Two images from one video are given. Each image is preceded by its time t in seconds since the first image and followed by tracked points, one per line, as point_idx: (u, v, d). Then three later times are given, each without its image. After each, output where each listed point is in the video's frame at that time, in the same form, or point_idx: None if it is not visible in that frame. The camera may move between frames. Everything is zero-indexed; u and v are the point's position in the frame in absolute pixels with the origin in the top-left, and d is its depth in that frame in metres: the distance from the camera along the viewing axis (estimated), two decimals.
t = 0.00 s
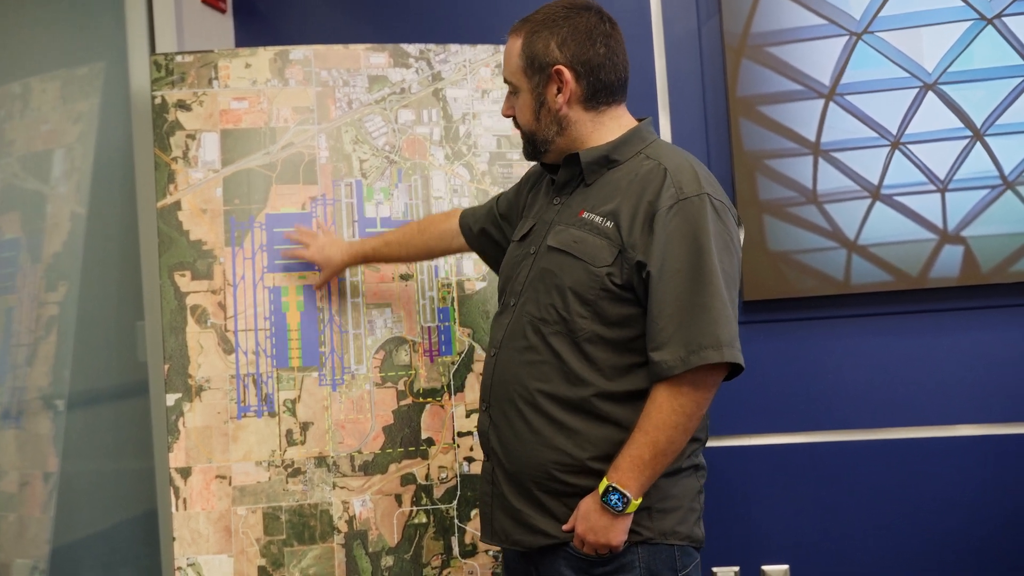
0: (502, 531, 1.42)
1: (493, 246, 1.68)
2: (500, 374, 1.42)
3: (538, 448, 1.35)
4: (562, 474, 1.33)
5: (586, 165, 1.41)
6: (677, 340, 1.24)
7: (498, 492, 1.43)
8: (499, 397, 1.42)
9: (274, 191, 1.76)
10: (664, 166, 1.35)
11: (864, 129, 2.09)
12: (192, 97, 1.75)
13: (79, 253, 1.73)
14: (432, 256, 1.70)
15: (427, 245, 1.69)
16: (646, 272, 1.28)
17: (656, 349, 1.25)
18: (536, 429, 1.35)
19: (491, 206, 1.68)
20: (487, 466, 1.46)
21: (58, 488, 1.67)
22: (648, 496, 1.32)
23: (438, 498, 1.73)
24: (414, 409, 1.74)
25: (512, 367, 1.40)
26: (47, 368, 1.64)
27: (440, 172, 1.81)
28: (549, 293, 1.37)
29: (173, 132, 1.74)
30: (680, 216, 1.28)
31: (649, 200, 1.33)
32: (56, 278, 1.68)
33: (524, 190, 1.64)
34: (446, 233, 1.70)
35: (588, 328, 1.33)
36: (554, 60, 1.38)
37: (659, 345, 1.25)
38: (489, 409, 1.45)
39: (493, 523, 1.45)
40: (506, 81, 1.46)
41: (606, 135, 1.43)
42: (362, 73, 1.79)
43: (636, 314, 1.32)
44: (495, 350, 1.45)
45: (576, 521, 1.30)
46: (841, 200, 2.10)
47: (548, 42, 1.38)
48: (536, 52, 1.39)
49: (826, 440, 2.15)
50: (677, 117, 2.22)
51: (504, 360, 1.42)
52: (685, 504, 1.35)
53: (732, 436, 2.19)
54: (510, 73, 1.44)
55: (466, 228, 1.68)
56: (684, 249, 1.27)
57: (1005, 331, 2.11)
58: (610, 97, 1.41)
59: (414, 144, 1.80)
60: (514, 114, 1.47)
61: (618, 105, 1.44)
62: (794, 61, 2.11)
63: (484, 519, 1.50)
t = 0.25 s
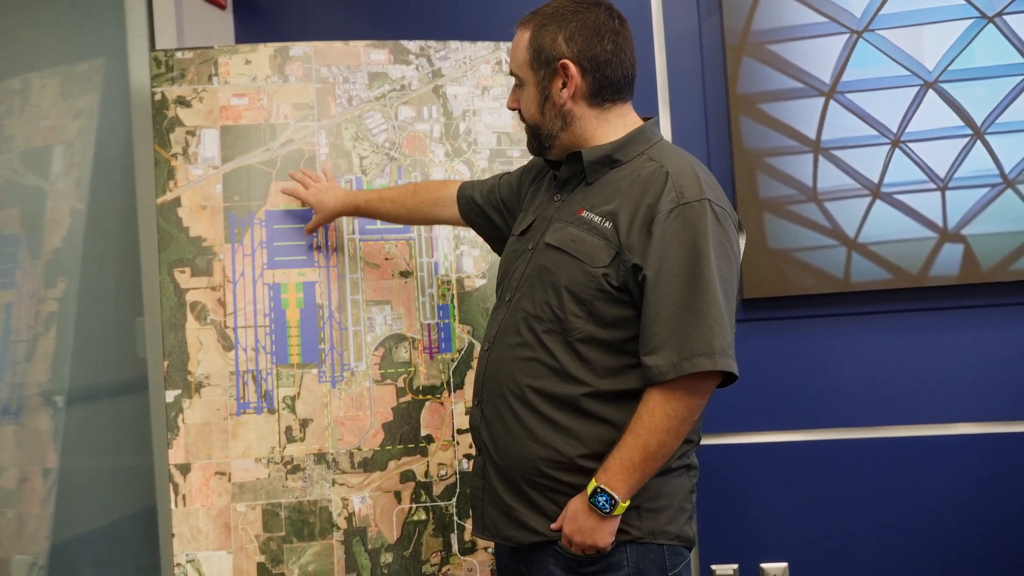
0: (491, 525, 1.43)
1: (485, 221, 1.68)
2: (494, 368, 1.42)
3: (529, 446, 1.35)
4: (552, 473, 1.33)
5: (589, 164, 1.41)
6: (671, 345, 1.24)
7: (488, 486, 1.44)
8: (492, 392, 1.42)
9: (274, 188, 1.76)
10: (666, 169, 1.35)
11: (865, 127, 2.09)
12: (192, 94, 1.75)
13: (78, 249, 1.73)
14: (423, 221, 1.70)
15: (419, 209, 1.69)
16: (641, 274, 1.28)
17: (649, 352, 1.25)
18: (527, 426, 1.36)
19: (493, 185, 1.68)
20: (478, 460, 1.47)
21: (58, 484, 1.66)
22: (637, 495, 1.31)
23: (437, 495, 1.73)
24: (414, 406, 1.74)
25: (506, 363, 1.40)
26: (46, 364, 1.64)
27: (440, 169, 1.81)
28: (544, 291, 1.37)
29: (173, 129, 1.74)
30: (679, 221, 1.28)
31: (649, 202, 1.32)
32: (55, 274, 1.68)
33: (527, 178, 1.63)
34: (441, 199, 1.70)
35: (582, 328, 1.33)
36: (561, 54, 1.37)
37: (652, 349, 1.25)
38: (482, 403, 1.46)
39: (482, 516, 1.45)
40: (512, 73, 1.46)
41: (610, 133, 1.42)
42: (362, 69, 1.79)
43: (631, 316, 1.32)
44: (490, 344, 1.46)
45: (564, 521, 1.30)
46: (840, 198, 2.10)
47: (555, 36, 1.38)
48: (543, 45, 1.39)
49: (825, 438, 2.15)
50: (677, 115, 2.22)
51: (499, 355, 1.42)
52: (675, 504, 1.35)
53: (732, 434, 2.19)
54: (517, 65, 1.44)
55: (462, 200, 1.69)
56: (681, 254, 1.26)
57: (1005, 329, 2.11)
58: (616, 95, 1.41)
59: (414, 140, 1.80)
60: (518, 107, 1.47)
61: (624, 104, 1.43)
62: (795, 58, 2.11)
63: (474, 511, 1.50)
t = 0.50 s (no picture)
0: (490, 525, 1.42)
1: (472, 222, 1.68)
2: (491, 368, 1.42)
3: (528, 444, 1.35)
4: (553, 471, 1.33)
5: (585, 162, 1.41)
6: (673, 342, 1.24)
7: (487, 486, 1.43)
8: (490, 391, 1.41)
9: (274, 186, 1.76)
10: (664, 167, 1.35)
11: (865, 128, 2.09)
12: (192, 91, 1.75)
13: (78, 246, 1.72)
14: (408, 222, 1.70)
15: (404, 210, 1.69)
16: (643, 272, 1.28)
17: (652, 349, 1.26)
18: (527, 425, 1.35)
19: (482, 186, 1.68)
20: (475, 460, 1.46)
21: (57, 482, 1.66)
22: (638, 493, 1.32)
23: (437, 494, 1.73)
24: (413, 405, 1.74)
25: (503, 362, 1.39)
26: (45, 362, 1.64)
27: (440, 168, 1.81)
28: (543, 289, 1.37)
29: (173, 127, 1.74)
30: (679, 218, 1.28)
31: (648, 200, 1.33)
32: (55, 271, 1.67)
33: (517, 181, 1.63)
34: (426, 200, 1.70)
35: (583, 326, 1.33)
36: (559, 53, 1.38)
37: (655, 345, 1.25)
38: (479, 403, 1.45)
39: (481, 517, 1.45)
40: (508, 71, 1.46)
41: (606, 132, 1.43)
42: (362, 68, 1.79)
43: (631, 313, 1.33)
44: (486, 344, 1.45)
45: (567, 520, 1.29)
46: (840, 198, 2.10)
47: (553, 34, 1.38)
48: (541, 44, 1.39)
49: (825, 438, 2.16)
50: (677, 115, 2.22)
51: (496, 354, 1.41)
52: (675, 501, 1.36)
53: (731, 434, 2.19)
54: (514, 64, 1.44)
55: (449, 200, 1.69)
56: (682, 251, 1.27)
57: (1004, 330, 2.11)
58: (613, 94, 1.41)
59: (414, 139, 1.80)
60: (514, 105, 1.47)
61: (620, 103, 1.44)
62: (795, 58, 2.11)
63: (471, 513, 1.50)
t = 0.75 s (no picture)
0: (490, 524, 1.40)
1: (460, 224, 1.67)
2: (490, 364, 1.41)
3: (530, 438, 1.34)
4: (555, 464, 1.32)
5: (583, 158, 1.42)
6: (677, 332, 1.25)
7: (486, 485, 1.41)
8: (489, 387, 1.40)
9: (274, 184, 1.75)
10: (662, 161, 1.36)
11: (865, 126, 2.09)
12: (192, 89, 1.75)
13: (77, 244, 1.71)
14: (398, 225, 1.70)
15: (395, 212, 1.69)
16: (647, 263, 1.28)
17: (655, 339, 1.26)
18: (528, 419, 1.34)
19: (471, 187, 1.67)
20: (472, 459, 1.44)
21: (57, 480, 1.63)
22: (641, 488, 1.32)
23: (437, 492, 1.73)
24: (413, 403, 1.74)
25: (503, 357, 1.38)
26: (45, 359, 1.61)
27: (440, 166, 1.81)
28: (544, 283, 1.36)
29: (173, 124, 1.74)
30: (680, 209, 1.30)
31: (648, 193, 1.34)
32: (55, 269, 1.64)
33: (507, 179, 1.62)
34: (416, 202, 1.70)
35: (584, 319, 1.33)
36: (595, 41, 1.43)
37: (659, 335, 1.25)
38: (477, 401, 1.43)
39: (479, 516, 1.43)
40: (530, 54, 1.44)
41: (615, 125, 1.47)
42: (362, 66, 1.79)
43: (632, 306, 1.33)
44: (483, 341, 1.44)
45: (571, 515, 1.29)
46: (840, 196, 2.10)
47: (587, 24, 1.44)
48: (577, 29, 1.43)
49: (825, 437, 2.16)
50: (677, 113, 2.22)
51: (495, 350, 1.41)
52: (675, 497, 1.36)
53: (731, 432, 2.19)
54: (540, 45, 1.43)
55: (438, 203, 1.68)
56: (684, 241, 1.28)
57: (1004, 329, 2.11)
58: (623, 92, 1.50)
59: (414, 137, 1.80)
60: (535, 89, 1.44)
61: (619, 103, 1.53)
62: (795, 56, 2.10)
63: (468, 514, 1.47)
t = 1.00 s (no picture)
0: (495, 523, 1.40)
1: (457, 230, 1.67)
2: (495, 364, 1.40)
3: (536, 438, 1.33)
4: (562, 463, 1.32)
5: (586, 159, 1.42)
6: (685, 330, 1.25)
7: (490, 484, 1.41)
8: (494, 387, 1.40)
9: (274, 183, 1.75)
10: (666, 161, 1.37)
11: (866, 125, 2.09)
12: (192, 89, 1.75)
13: (77, 244, 1.71)
14: (397, 233, 1.69)
15: (392, 221, 1.68)
16: (654, 262, 1.28)
17: (662, 338, 1.26)
18: (534, 419, 1.34)
19: (468, 192, 1.67)
20: (476, 458, 1.43)
21: (57, 479, 1.63)
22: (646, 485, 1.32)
23: (437, 491, 1.73)
24: (413, 402, 1.74)
25: (508, 357, 1.38)
26: (45, 358, 1.61)
27: (440, 165, 1.81)
28: (549, 283, 1.36)
29: (173, 124, 1.74)
30: (686, 209, 1.30)
31: (653, 193, 1.34)
32: (54, 269, 1.64)
33: (502, 182, 1.62)
34: (413, 211, 1.69)
35: (591, 319, 1.33)
36: (606, 42, 1.45)
37: (666, 334, 1.26)
38: (480, 400, 1.43)
39: (484, 515, 1.42)
40: (546, 51, 1.43)
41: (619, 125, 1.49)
42: (362, 65, 1.79)
43: (637, 305, 1.33)
44: (486, 341, 1.43)
45: (578, 512, 1.28)
46: (841, 195, 2.10)
47: (598, 23, 1.45)
48: (591, 29, 1.44)
49: (825, 436, 2.16)
50: (678, 113, 2.22)
51: (499, 350, 1.40)
52: (678, 494, 1.36)
53: (731, 432, 2.19)
54: (557, 42, 1.42)
55: (434, 211, 1.68)
56: (690, 241, 1.28)
57: (1005, 328, 2.11)
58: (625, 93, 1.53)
59: (414, 136, 1.80)
60: (550, 86, 1.43)
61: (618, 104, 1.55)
62: (796, 55, 2.10)
63: (471, 514, 1.47)
